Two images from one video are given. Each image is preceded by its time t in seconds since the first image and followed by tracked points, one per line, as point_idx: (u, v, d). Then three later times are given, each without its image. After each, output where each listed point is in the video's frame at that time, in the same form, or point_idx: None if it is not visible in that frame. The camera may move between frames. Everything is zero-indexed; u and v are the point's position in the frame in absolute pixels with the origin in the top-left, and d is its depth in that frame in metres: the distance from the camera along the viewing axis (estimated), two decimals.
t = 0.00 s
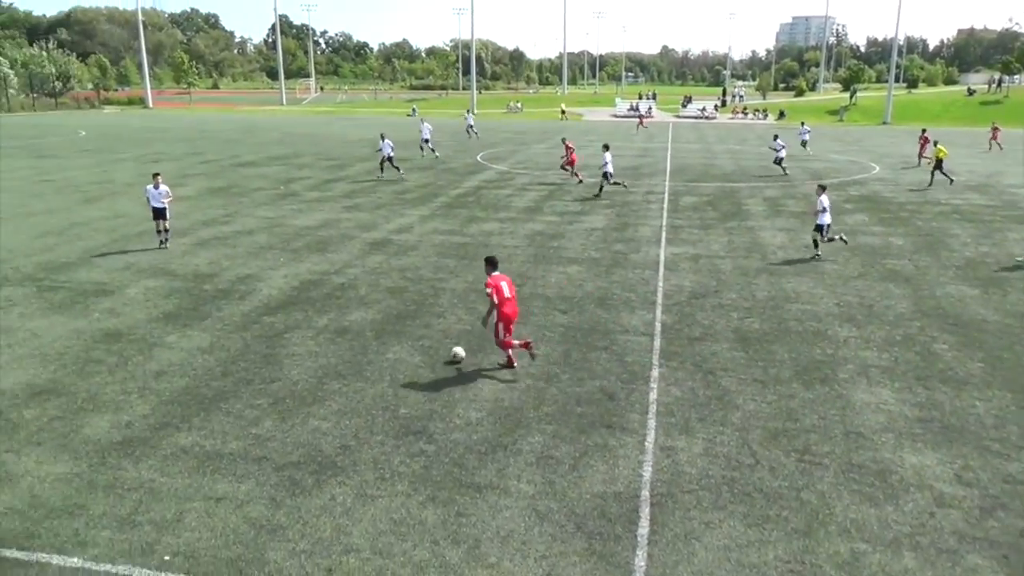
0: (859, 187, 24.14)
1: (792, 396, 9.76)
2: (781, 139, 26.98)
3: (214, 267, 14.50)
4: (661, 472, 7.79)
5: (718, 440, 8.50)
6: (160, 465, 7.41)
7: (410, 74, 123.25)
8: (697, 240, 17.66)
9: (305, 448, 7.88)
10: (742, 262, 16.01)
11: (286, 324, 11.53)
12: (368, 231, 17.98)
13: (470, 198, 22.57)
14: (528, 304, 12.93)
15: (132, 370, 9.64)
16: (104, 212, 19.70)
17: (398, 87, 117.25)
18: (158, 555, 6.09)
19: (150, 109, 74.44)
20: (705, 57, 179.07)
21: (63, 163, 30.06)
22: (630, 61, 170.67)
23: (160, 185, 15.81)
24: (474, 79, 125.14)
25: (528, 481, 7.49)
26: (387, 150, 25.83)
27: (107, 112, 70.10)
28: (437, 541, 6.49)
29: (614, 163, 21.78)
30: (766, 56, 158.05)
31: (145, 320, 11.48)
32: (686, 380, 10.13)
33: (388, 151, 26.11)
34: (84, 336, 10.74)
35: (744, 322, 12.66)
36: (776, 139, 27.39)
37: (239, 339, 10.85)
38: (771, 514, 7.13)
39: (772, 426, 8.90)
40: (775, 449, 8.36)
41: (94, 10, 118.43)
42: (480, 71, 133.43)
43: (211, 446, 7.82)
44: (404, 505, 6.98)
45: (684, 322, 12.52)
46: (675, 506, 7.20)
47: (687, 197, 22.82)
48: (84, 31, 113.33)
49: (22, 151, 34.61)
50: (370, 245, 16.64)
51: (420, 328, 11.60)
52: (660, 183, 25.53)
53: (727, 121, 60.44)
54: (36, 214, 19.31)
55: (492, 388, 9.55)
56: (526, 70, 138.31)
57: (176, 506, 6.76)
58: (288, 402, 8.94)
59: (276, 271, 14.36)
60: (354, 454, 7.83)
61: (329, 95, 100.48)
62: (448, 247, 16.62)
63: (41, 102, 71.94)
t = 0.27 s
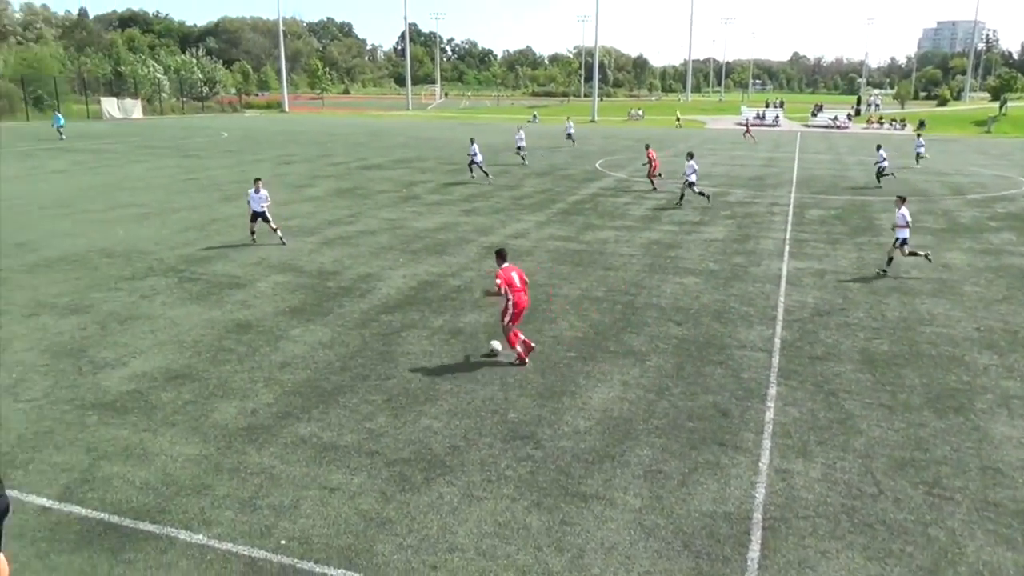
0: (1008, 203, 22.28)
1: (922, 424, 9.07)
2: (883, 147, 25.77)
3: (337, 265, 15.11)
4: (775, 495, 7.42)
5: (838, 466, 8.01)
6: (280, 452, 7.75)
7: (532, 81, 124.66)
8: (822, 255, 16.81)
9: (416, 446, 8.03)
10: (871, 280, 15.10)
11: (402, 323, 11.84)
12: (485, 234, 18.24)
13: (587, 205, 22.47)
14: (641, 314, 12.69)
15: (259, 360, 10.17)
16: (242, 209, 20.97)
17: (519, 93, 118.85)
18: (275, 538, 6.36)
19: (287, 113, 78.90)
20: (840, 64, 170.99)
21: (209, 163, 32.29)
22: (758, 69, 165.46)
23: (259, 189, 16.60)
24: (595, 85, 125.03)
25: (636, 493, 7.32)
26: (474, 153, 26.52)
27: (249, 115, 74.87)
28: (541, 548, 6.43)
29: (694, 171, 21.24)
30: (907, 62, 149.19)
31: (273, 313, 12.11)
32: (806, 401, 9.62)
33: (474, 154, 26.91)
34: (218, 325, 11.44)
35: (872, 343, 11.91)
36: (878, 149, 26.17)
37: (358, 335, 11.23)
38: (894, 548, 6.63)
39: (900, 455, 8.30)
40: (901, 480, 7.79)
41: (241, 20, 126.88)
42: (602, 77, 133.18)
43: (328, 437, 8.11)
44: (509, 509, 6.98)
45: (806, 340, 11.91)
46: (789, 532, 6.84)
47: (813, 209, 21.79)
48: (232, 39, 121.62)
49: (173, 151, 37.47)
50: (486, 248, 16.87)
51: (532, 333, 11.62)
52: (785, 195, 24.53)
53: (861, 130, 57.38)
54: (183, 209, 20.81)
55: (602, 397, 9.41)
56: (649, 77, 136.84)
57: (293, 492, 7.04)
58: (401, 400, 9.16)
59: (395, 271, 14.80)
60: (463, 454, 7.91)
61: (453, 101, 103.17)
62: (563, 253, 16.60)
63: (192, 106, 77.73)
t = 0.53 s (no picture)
0: None
1: None
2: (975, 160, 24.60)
3: (437, 269, 15.41)
4: (879, 526, 7.01)
5: (950, 499, 7.50)
6: (374, 449, 7.95)
7: (637, 90, 123.63)
8: (940, 276, 15.85)
9: (505, 451, 8.07)
10: (995, 305, 14.10)
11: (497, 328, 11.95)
12: (583, 243, 18.18)
13: (689, 216, 22.04)
14: (742, 330, 12.32)
15: (358, 358, 10.49)
16: (349, 211, 21.74)
17: (624, 102, 118.05)
18: (365, 532, 6.53)
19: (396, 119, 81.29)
20: (969, 75, 161.23)
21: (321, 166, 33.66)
22: (877, 79, 158.10)
23: (339, 187, 17.37)
24: (702, 95, 122.63)
25: (728, 514, 7.09)
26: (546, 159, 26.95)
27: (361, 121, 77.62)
28: (627, 562, 6.33)
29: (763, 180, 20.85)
30: None
31: (374, 313, 12.47)
32: (916, 429, 9.07)
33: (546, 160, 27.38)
34: (321, 322, 11.88)
35: (993, 372, 11.10)
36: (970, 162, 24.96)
37: (454, 338, 11.41)
38: None
39: (1020, 493, 7.69)
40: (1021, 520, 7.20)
41: (357, 28, 131.81)
42: (710, 87, 130.56)
43: (421, 437, 8.26)
44: (597, 520, 6.91)
45: (920, 365, 11.24)
46: (892, 566, 6.45)
47: (932, 228, 20.58)
48: (347, 47, 126.49)
49: (288, 154, 39.28)
50: (584, 257, 16.80)
51: (627, 344, 11.48)
52: (902, 211, 23.27)
53: (990, 145, 53.79)
54: (294, 210, 21.77)
55: (697, 413, 9.18)
56: (759, 87, 133.08)
57: (385, 489, 7.21)
58: (492, 404, 9.22)
59: (492, 276, 14.96)
60: (552, 462, 7.89)
61: (556, 109, 103.60)
62: (663, 265, 16.33)
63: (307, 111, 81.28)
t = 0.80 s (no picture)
0: None
1: None
2: None
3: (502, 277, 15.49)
4: (952, 560, 6.68)
5: None
6: (434, 455, 8.03)
7: (710, 101, 121.93)
8: None
9: (564, 462, 8.04)
10: None
11: (560, 338, 11.93)
12: (650, 256, 17.99)
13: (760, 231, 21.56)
14: (812, 349, 11.96)
15: (422, 363, 10.62)
16: (418, 218, 22.08)
17: (697, 114, 116.60)
18: (423, 537, 6.59)
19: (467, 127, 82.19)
20: None
21: (392, 172, 34.29)
22: (965, 93, 151.80)
23: (379, 195, 17.68)
24: (778, 108, 120.05)
25: (792, 538, 6.87)
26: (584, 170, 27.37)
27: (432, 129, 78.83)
28: None
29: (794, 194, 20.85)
30: None
31: (438, 319, 12.62)
32: (997, 460, 8.62)
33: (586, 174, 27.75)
34: (387, 326, 12.09)
35: None
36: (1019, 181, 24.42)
37: (516, 347, 11.45)
38: None
39: None
40: None
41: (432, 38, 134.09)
42: (786, 100, 127.74)
43: (481, 445, 8.30)
44: (655, 537, 6.80)
45: (1002, 392, 10.69)
46: None
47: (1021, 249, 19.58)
48: (421, 56, 128.73)
49: (361, 160, 40.18)
50: (650, 270, 16.62)
51: (693, 359, 11.29)
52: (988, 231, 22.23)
53: None
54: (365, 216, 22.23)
55: (762, 433, 8.96)
56: (838, 100, 129.47)
57: (443, 495, 7.26)
58: (552, 415, 9.19)
59: (557, 286, 14.95)
60: (612, 476, 7.81)
61: (627, 120, 103.06)
62: (732, 280, 16.01)
63: (381, 119, 83.02)
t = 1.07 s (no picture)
0: None
1: None
2: None
3: (542, 288, 15.50)
4: None
5: None
6: (469, 464, 8.03)
7: (756, 116, 120.66)
8: None
9: (599, 476, 7.97)
10: None
11: (599, 351, 11.86)
12: (692, 271, 17.82)
13: (805, 248, 21.20)
14: (856, 370, 11.69)
15: (459, 372, 10.65)
16: (459, 228, 22.22)
17: (742, 128, 115.49)
18: (456, 546, 6.59)
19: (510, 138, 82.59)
20: None
21: (435, 182, 34.58)
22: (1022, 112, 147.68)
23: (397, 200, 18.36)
24: (826, 123, 118.25)
25: (832, 563, 6.71)
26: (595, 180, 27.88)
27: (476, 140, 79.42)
28: None
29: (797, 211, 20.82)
30: None
31: (477, 329, 12.66)
32: None
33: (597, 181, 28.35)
34: (425, 335, 12.16)
35: None
36: None
37: (554, 358, 11.42)
38: None
39: None
40: None
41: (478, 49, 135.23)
42: (835, 115, 125.79)
43: (516, 456, 8.28)
44: (689, 556, 6.70)
45: None
46: None
47: None
48: (467, 67, 129.85)
49: (405, 169, 40.61)
50: (692, 285, 16.46)
51: (733, 376, 11.12)
52: None
53: None
54: (407, 224, 22.43)
55: (803, 453, 8.77)
56: (888, 117, 127.05)
57: (478, 505, 7.26)
58: (589, 428, 9.13)
59: (596, 299, 14.88)
60: (647, 492, 7.73)
61: (672, 134, 102.51)
62: (775, 297, 15.76)
63: (426, 129, 83.90)
